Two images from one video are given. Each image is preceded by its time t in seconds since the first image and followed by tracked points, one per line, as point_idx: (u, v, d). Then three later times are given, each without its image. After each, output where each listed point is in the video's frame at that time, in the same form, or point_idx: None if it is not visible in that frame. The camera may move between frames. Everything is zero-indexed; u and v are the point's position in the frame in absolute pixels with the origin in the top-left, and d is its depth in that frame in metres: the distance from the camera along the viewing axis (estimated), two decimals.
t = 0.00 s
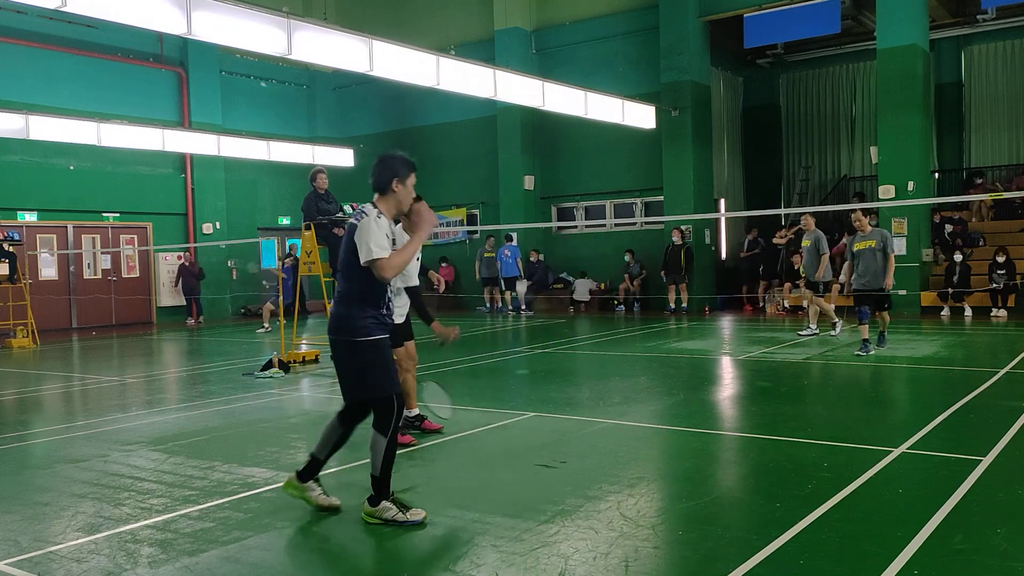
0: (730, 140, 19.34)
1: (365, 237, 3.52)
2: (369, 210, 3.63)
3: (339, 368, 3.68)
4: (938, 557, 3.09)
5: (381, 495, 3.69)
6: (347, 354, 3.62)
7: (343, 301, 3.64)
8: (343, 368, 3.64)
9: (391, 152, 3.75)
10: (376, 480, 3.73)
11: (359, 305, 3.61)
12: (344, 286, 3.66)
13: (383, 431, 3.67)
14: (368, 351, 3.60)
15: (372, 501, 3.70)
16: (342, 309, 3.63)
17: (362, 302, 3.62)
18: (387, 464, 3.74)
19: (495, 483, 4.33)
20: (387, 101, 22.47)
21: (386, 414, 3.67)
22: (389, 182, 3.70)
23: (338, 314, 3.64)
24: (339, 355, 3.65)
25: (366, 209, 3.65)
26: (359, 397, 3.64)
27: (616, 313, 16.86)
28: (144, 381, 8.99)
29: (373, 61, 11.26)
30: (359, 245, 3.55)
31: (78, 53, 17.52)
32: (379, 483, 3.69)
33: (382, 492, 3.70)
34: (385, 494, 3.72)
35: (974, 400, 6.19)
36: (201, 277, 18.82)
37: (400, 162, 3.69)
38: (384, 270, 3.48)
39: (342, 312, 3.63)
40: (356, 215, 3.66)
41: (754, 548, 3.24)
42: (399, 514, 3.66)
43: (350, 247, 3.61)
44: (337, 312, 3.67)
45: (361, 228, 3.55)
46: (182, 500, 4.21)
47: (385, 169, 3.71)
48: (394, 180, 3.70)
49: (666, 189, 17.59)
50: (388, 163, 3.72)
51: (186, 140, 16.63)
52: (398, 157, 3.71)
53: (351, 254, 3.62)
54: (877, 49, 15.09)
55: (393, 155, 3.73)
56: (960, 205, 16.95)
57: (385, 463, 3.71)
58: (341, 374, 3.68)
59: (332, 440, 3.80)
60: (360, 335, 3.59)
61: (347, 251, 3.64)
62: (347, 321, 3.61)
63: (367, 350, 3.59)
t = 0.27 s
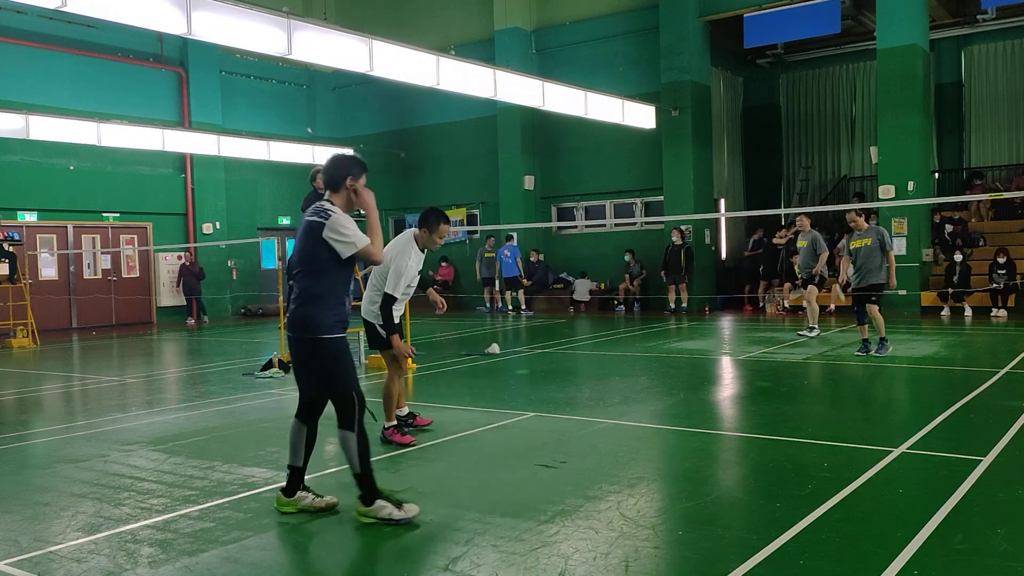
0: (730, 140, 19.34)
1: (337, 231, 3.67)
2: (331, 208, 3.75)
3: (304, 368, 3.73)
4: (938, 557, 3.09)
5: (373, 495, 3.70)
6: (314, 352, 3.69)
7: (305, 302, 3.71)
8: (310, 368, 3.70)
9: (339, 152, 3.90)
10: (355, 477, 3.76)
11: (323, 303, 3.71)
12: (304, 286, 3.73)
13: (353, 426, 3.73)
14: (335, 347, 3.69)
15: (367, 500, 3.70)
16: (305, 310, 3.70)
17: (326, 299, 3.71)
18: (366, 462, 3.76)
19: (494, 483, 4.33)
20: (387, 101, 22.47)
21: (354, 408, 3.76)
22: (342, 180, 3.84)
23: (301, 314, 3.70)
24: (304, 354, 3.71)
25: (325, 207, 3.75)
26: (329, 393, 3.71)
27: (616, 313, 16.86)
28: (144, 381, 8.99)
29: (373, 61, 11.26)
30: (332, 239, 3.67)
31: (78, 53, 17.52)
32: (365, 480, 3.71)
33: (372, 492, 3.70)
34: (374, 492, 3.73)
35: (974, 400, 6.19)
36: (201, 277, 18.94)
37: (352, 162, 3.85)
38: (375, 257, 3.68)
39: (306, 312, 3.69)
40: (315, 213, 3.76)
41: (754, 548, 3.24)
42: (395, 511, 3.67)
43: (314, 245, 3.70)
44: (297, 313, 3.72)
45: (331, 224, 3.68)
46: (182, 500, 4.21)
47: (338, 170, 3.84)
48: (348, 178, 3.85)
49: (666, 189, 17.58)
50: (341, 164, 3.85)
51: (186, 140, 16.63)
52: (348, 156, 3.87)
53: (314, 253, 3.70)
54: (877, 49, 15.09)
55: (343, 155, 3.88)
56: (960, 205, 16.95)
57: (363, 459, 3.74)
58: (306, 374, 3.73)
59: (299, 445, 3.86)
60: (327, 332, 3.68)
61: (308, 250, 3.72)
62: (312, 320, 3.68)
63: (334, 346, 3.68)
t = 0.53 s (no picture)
0: (730, 140, 19.34)
1: (301, 229, 3.71)
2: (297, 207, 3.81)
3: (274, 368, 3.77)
4: (938, 557, 3.10)
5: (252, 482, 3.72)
6: (282, 352, 3.72)
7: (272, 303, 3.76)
8: (278, 368, 3.73)
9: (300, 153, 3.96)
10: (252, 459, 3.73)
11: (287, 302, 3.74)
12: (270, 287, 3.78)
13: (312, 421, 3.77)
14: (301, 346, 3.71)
15: (243, 481, 3.72)
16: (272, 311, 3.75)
17: (289, 299, 3.74)
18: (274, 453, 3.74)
19: (494, 483, 4.33)
20: (387, 101, 22.47)
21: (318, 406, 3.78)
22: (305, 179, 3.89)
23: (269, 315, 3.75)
24: (273, 355, 3.75)
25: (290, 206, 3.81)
26: (295, 393, 3.73)
27: (616, 313, 16.86)
28: (144, 381, 8.99)
29: (373, 61, 11.26)
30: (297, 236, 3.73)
31: (78, 53, 17.52)
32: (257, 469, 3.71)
33: (254, 478, 3.72)
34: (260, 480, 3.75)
35: (974, 400, 6.19)
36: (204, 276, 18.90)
37: (310, 162, 3.91)
38: (342, 250, 3.74)
39: (274, 312, 3.74)
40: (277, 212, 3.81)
41: (754, 548, 3.24)
42: (264, 502, 3.76)
43: (277, 245, 3.75)
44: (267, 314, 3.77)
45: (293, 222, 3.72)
46: (182, 500, 4.21)
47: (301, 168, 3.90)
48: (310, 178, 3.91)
49: (666, 189, 17.58)
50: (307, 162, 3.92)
51: (186, 140, 16.63)
52: (307, 156, 3.93)
53: (277, 252, 3.75)
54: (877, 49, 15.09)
55: (303, 156, 3.94)
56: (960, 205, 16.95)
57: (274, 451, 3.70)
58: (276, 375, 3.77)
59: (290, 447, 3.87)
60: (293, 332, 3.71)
61: (271, 251, 3.76)
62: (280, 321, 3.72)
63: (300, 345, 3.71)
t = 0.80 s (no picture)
0: (730, 140, 19.34)
1: (274, 233, 3.74)
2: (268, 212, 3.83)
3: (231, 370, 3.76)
4: (938, 557, 3.09)
5: (207, 488, 3.87)
6: (240, 355, 3.72)
7: (237, 304, 3.77)
8: (236, 371, 3.73)
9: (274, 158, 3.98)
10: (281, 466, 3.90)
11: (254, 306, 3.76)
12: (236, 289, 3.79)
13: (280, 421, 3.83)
14: (266, 351, 3.74)
15: (198, 494, 3.87)
16: (236, 312, 3.75)
17: (256, 302, 3.76)
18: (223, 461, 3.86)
19: (494, 483, 4.33)
20: (387, 101, 22.47)
21: (282, 409, 3.84)
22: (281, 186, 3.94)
23: (232, 317, 3.76)
24: (232, 357, 3.74)
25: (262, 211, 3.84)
26: (256, 395, 3.76)
27: (616, 313, 16.86)
28: (144, 381, 8.99)
29: (373, 61, 11.26)
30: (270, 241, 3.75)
31: (78, 53, 17.52)
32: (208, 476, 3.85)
33: (207, 485, 3.87)
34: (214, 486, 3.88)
35: (974, 400, 6.19)
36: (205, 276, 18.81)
37: (285, 169, 3.95)
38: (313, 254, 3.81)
39: (237, 314, 3.75)
40: (250, 216, 3.84)
41: (754, 548, 3.24)
42: (222, 505, 3.89)
43: (247, 247, 3.77)
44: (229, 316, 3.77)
45: (266, 226, 3.74)
46: (182, 500, 4.21)
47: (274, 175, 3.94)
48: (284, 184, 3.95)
49: (666, 189, 17.58)
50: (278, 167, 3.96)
51: (186, 140, 16.63)
52: (281, 161, 3.97)
53: (246, 255, 3.77)
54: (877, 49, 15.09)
55: (277, 160, 3.97)
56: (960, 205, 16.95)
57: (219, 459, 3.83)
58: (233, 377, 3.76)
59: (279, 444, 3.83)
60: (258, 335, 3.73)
61: (240, 253, 3.78)
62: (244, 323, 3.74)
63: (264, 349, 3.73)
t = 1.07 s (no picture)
0: (730, 140, 19.34)
1: (259, 236, 3.85)
2: (253, 214, 3.96)
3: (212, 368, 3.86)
4: (938, 557, 3.10)
5: (205, 489, 3.87)
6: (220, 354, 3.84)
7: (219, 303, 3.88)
8: (219, 368, 3.83)
9: (252, 158, 4.07)
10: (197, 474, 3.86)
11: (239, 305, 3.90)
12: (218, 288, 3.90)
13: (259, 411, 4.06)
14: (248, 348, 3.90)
15: (195, 495, 3.87)
16: (219, 311, 3.86)
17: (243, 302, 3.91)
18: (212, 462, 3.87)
19: (494, 483, 4.33)
20: (387, 101, 22.48)
21: (260, 401, 4.05)
22: (261, 187, 4.03)
23: (214, 316, 3.86)
24: (214, 354, 3.85)
25: (247, 212, 3.96)
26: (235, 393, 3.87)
27: (616, 313, 16.87)
28: (144, 381, 8.99)
29: (373, 61, 11.26)
30: (250, 245, 3.83)
31: (77, 53, 17.51)
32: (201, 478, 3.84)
33: (204, 486, 3.87)
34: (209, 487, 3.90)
35: (974, 400, 6.19)
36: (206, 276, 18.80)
37: (267, 169, 4.06)
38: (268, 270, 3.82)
39: (220, 312, 3.86)
40: (235, 217, 3.93)
41: (753, 548, 3.24)
42: (220, 506, 3.90)
43: (232, 247, 3.88)
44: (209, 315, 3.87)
45: (252, 228, 3.85)
46: (182, 500, 4.21)
47: (254, 174, 4.02)
48: (265, 185, 4.05)
49: (666, 189, 17.58)
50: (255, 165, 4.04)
51: (186, 140, 16.63)
52: (262, 161, 4.06)
53: (231, 255, 3.88)
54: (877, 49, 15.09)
55: (257, 161, 4.06)
56: (960, 205, 16.95)
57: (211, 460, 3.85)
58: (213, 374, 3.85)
59: (253, 434, 4.08)
60: (242, 333, 3.87)
61: (225, 253, 3.89)
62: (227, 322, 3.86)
63: (248, 346, 3.88)
